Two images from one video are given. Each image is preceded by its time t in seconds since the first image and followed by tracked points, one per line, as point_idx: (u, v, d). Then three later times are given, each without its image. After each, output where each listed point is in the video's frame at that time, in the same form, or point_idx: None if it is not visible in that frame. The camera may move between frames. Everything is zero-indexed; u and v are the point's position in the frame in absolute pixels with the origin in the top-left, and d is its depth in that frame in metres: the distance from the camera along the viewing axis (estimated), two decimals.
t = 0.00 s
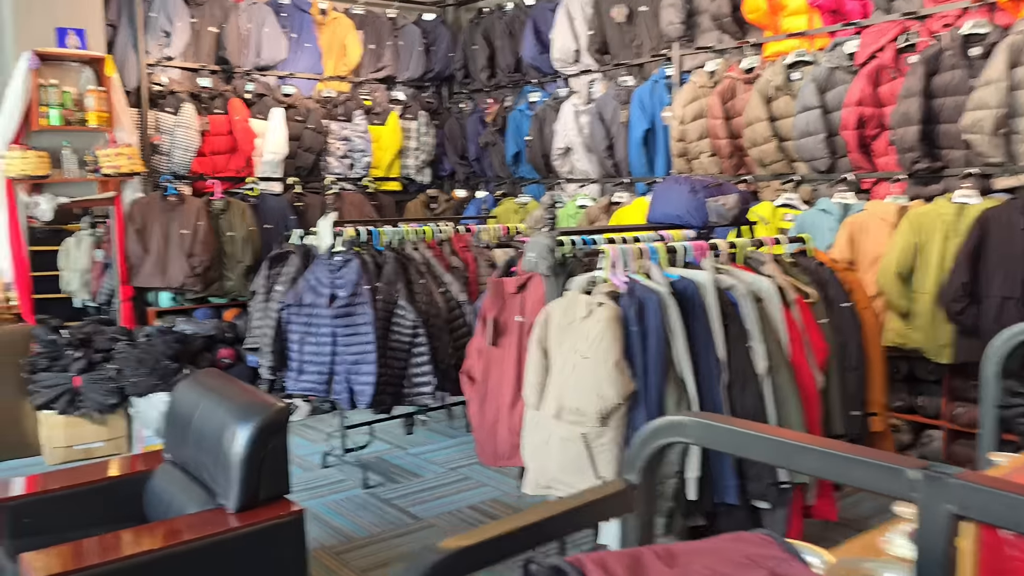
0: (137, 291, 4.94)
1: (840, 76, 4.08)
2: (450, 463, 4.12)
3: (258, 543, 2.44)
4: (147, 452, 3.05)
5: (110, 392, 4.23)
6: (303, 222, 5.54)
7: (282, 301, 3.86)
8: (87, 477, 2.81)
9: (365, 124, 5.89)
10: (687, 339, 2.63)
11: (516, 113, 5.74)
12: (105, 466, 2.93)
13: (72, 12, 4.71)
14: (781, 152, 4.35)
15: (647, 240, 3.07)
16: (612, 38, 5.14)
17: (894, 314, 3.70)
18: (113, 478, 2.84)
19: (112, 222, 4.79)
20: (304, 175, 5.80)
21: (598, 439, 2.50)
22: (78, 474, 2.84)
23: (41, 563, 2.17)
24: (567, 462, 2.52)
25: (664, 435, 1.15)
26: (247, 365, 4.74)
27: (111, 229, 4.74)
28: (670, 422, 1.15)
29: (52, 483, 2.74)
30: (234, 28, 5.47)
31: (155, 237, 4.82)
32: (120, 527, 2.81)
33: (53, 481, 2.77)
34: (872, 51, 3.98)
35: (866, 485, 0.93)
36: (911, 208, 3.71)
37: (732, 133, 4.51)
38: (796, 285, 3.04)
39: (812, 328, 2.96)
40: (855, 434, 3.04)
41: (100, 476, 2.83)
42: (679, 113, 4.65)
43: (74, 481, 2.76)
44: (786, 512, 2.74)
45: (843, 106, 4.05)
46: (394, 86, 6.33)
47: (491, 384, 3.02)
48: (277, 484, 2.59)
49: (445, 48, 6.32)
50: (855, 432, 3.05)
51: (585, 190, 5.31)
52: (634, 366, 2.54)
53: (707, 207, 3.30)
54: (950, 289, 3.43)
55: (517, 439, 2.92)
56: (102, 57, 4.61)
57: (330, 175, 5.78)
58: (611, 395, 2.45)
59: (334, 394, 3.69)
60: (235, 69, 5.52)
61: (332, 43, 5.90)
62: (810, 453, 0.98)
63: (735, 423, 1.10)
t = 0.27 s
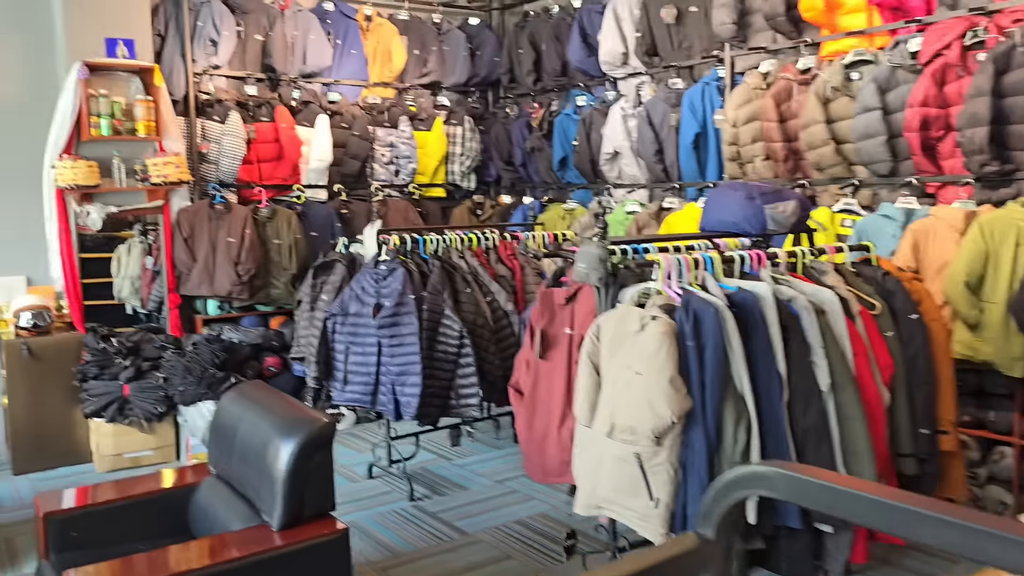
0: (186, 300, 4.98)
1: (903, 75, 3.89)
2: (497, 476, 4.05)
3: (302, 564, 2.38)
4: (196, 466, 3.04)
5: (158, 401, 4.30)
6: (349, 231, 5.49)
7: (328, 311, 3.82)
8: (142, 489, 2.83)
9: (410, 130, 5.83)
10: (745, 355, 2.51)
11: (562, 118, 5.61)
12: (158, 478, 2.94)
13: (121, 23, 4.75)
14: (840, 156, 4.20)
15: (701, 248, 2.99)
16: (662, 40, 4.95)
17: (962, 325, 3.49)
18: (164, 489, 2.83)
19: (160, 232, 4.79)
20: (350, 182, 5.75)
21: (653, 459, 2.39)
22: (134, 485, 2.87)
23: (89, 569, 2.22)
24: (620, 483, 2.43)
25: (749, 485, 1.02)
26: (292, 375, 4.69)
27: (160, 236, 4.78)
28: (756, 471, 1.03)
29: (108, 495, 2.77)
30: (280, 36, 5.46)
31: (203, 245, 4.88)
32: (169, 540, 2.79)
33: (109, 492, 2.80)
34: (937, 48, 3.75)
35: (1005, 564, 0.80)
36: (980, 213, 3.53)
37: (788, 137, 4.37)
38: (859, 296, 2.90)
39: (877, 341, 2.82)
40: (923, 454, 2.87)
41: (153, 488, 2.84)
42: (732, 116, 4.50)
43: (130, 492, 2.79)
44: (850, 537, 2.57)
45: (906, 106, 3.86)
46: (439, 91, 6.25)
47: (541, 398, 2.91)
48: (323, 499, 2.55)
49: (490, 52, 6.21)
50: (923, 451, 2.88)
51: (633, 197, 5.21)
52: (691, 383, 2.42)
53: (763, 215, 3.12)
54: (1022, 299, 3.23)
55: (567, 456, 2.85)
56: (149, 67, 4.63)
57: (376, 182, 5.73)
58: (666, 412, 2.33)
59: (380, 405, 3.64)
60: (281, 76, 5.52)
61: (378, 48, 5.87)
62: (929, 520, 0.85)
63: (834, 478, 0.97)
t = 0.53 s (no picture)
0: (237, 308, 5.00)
1: (973, 72, 3.68)
2: (548, 488, 3.97)
3: None
4: (250, 475, 3.02)
5: (208, 409, 4.33)
6: (398, 237, 5.47)
7: (377, 319, 3.79)
8: (195, 498, 2.82)
9: (459, 136, 5.80)
10: (811, 368, 2.39)
11: (612, 122, 5.51)
12: (210, 488, 2.93)
13: (173, 34, 4.77)
14: (905, 157, 4.01)
15: (759, 255, 2.88)
16: (715, 41, 4.81)
17: None
18: (216, 499, 2.82)
19: (210, 239, 4.81)
20: (398, 189, 5.74)
21: (713, 476, 2.28)
22: (187, 495, 2.87)
23: None
24: (678, 501, 2.33)
25: (846, 528, 1.00)
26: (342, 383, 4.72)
27: (212, 244, 4.80)
28: (856, 516, 1.00)
29: (162, 504, 2.77)
30: (329, 44, 5.46)
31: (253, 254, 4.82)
32: (221, 551, 2.78)
33: (163, 502, 2.80)
34: (1010, 43, 3.53)
35: None
36: None
37: (848, 138, 4.18)
38: (931, 305, 2.75)
39: (951, 352, 2.67)
40: (1002, 472, 2.71)
41: (206, 498, 2.83)
42: (789, 118, 4.34)
43: (185, 502, 2.79)
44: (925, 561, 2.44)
45: (976, 104, 3.65)
46: (488, 97, 6.20)
47: (594, 411, 2.82)
48: (370, 514, 2.49)
49: (539, 56, 6.15)
50: (1001, 470, 2.72)
51: (686, 201, 5.08)
52: (753, 397, 2.31)
53: (828, 220, 2.98)
54: None
55: (621, 471, 2.76)
56: (200, 77, 4.66)
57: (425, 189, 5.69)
58: (727, 427, 2.23)
59: (429, 415, 3.59)
60: (330, 84, 5.52)
61: (425, 54, 5.81)
62: None
63: (938, 524, 0.93)
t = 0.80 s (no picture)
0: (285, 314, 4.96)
1: None
2: (599, 499, 3.89)
3: None
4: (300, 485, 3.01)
5: (258, 416, 4.37)
6: (445, 244, 5.44)
7: (426, 327, 3.76)
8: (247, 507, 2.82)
9: (506, 142, 5.76)
10: (881, 380, 2.28)
11: (662, 125, 5.42)
12: (261, 496, 2.93)
13: (223, 43, 4.81)
14: (971, 158, 3.82)
15: (820, 262, 2.78)
16: (768, 42, 4.68)
17: None
18: (267, 508, 2.82)
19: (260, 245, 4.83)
20: (445, 196, 5.69)
21: (778, 494, 2.18)
22: (239, 503, 2.87)
23: None
24: (740, 518, 2.24)
25: (983, 575, 1.07)
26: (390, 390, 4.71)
27: (261, 251, 4.81)
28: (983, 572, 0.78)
29: (215, 513, 2.77)
30: (377, 51, 5.47)
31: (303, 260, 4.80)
32: (271, 561, 2.77)
33: (215, 510, 2.80)
34: None
35: None
36: None
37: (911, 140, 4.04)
38: (1006, 314, 2.61)
39: None
40: None
41: (257, 507, 2.82)
42: (847, 119, 4.19)
43: (236, 511, 2.79)
44: None
45: None
46: (535, 102, 6.15)
47: (650, 422, 2.74)
48: (421, 526, 2.45)
49: (587, 60, 6.08)
50: None
51: (739, 206, 4.96)
52: (820, 411, 2.20)
53: (895, 225, 2.86)
54: None
55: (678, 485, 2.67)
56: (250, 85, 4.69)
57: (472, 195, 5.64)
58: (793, 442, 2.13)
59: (479, 424, 3.55)
60: (378, 91, 5.52)
61: (473, 60, 5.80)
62: None
63: None
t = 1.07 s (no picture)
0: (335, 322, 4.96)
1: None
2: (651, 512, 3.82)
3: None
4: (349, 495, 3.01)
5: (308, 423, 4.40)
6: (492, 252, 5.43)
7: (475, 336, 3.72)
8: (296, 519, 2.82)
9: (553, 148, 5.73)
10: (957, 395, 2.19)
11: (711, 130, 5.34)
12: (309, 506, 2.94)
13: (273, 53, 4.85)
14: None
15: (885, 271, 2.69)
16: (823, 44, 4.57)
17: None
18: (318, 520, 2.82)
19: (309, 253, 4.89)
20: (492, 203, 5.67)
21: (849, 513, 2.09)
22: (288, 514, 2.87)
23: None
24: (808, 537, 2.15)
25: None
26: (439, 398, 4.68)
27: (309, 258, 4.88)
28: None
29: (264, 524, 2.76)
30: (424, 58, 5.47)
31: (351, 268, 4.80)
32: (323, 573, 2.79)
33: (264, 521, 2.80)
34: None
35: None
36: None
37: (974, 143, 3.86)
38: None
39: None
40: None
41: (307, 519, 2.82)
42: (907, 123, 4.04)
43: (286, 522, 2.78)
44: None
45: None
46: (582, 108, 6.11)
47: (708, 436, 2.68)
48: (476, 542, 2.41)
49: (634, 65, 6.02)
50: None
51: (793, 213, 4.86)
52: (893, 428, 2.11)
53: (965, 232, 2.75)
54: None
55: (739, 501, 2.59)
56: (299, 94, 4.72)
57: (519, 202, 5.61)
58: (865, 459, 2.04)
59: (530, 434, 3.52)
60: (425, 98, 5.52)
61: (519, 66, 5.79)
62: None
63: None
